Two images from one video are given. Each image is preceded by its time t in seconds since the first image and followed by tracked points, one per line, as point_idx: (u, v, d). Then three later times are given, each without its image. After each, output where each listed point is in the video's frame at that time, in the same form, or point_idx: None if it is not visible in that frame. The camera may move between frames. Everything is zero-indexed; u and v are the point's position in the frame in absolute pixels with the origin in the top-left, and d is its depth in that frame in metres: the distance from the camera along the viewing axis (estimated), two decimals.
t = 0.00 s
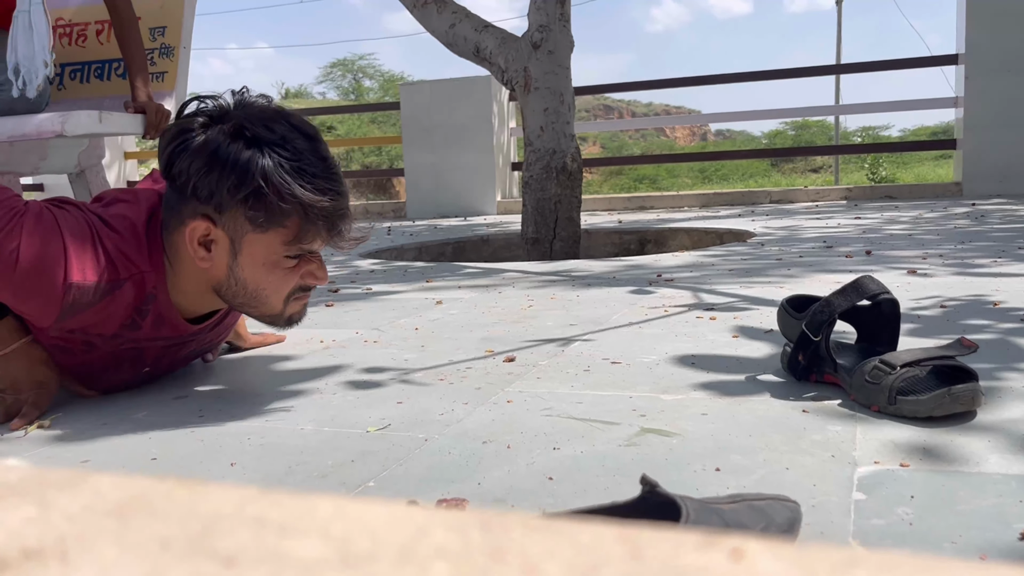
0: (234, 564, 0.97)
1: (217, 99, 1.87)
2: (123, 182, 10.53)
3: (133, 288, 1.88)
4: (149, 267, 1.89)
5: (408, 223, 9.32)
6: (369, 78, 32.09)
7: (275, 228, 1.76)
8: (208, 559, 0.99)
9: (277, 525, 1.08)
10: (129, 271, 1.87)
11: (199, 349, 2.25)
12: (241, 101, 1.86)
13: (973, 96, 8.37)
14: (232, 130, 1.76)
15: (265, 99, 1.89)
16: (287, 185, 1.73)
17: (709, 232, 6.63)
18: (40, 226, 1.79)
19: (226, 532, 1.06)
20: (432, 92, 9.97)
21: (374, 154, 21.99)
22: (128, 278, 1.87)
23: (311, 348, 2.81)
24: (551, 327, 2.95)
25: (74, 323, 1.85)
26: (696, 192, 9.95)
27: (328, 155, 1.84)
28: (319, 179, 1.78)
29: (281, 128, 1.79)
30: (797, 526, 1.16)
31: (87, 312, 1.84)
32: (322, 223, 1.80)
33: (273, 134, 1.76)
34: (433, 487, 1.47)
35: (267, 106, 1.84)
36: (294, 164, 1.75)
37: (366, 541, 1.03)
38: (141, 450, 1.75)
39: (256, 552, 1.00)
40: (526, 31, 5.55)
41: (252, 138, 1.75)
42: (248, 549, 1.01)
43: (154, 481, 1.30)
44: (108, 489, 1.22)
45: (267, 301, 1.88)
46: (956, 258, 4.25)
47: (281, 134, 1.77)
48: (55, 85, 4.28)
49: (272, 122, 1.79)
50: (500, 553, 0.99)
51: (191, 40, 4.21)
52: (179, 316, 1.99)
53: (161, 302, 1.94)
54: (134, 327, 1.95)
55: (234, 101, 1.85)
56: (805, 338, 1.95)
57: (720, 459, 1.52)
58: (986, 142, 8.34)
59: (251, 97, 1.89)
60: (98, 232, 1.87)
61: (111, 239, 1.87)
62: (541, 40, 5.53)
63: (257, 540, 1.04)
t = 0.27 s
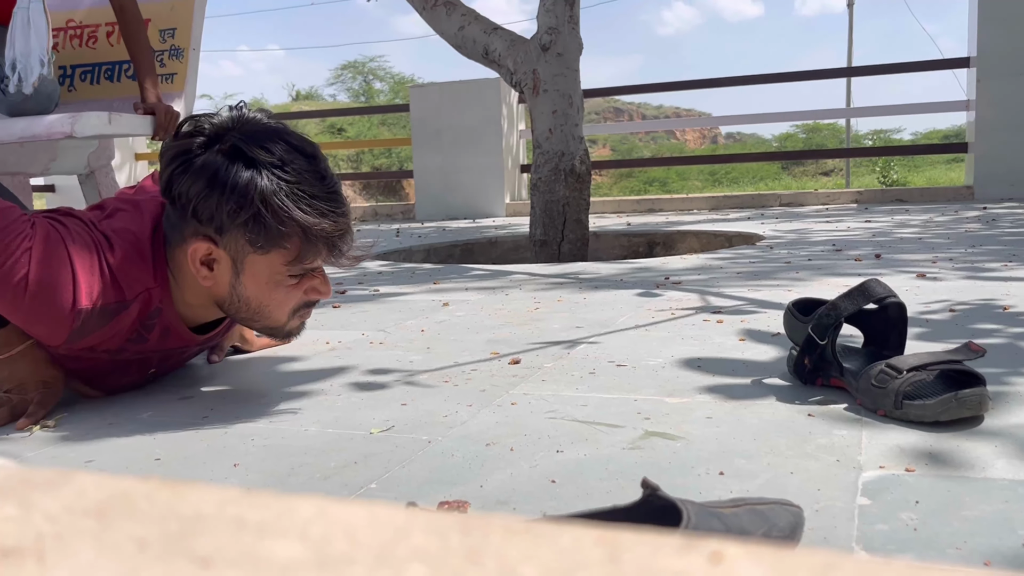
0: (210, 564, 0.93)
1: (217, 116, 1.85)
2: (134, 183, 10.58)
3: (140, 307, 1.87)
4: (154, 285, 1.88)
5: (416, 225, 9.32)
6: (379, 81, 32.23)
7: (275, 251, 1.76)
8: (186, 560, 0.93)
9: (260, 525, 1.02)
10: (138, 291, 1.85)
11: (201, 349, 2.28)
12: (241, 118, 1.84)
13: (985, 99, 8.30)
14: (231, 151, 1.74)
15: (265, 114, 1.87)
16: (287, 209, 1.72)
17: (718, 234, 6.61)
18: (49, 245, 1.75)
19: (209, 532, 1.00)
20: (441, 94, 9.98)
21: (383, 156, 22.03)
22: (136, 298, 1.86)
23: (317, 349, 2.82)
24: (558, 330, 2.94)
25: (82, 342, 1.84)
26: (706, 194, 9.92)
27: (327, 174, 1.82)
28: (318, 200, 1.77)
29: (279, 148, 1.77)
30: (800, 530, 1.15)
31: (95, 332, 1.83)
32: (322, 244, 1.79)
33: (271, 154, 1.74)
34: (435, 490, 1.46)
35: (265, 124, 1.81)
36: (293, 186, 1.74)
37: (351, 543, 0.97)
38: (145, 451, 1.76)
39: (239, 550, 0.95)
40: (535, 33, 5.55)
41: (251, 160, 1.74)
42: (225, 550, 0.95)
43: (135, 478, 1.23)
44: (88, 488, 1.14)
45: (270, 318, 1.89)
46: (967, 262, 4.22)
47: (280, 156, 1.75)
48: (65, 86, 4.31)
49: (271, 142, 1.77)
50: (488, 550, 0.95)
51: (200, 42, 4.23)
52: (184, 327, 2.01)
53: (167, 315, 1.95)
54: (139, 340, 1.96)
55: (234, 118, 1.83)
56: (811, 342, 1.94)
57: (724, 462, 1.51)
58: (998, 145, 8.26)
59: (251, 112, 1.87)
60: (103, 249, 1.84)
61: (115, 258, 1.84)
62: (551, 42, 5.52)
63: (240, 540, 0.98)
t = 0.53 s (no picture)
0: (235, 570, 0.87)
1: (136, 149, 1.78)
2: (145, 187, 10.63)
3: (132, 313, 1.83)
4: (145, 291, 1.83)
5: (425, 229, 9.33)
6: (388, 86, 32.34)
7: (247, 257, 1.71)
8: (208, 566, 0.88)
9: (285, 529, 0.96)
10: (128, 297, 1.81)
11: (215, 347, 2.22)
12: (157, 141, 1.76)
13: (996, 104, 8.26)
14: (161, 183, 1.69)
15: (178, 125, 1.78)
16: (234, 217, 1.66)
17: (728, 239, 6.58)
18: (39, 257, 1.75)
19: (231, 536, 0.95)
20: (450, 98, 10.00)
21: (392, 160, 22.08)
22: (126, 305, 1.82)
23: (328, 352, 2.82)
24: (568, 334, 2.94)
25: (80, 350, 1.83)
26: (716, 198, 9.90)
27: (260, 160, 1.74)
28: (261, 194, 1.70)
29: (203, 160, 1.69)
30: (814, 538, 1.14)
31: (88, 341, 1.82)
32: (286, 230, 1.72)
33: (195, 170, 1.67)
34: (447, 494, 1.46)
35: (181, 138, 1.73)
36: (230, 192, 1.67)
37: (377, 549, 0.90)
38: (157, 453, 1.76)
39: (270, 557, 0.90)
40: (545, 37, 5.55)
41: (181, 184, 1.68)
42: (252, 555, 0.90)
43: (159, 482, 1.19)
44: (109, 492, 1.10)
45: (285, 305, 1.86)
46: (979, 267, 4.19)
47: (205, 168, 1.68)
48: (77, 89, 4.33)
49: (190, 157, 1.69)
50: (517, 558, 0.89)
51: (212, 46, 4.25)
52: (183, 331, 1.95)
53: (164, 320, 1.90)
54: (139, 346, 1.93)
55: (151, 144, 1.76)
56: (824, 348, 1.93)
57: (737, 468, 1.50)
58: (1009, 150, 8.20)
59: (165, 129, 1.79)
60: (93, 256, 1.80)
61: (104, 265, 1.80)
62: (561, 46, 5.53)
63: (264, 544, 0.92)
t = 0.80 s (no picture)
0: (237, 571, 0.87)
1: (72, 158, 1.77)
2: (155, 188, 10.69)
3: (114, 312, 1.82)
4: (124, 288, 1.81)
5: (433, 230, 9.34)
6: (397, 88, 32.41)
7: (195, 252, 1.69)
8: (211, 566, 0.88)
9: (289, 532, 0.95)
10: (107, 299, 1.80)
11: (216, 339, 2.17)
12: (89, 146, 1.74)
13: (1007, 106, 8.21)
14: (97, 190, 1.68)
15: (110, 125, 1.75)
16: (171, 214, 1.64)
17: (736, 242, 6.56)
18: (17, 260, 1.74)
19: (234, 539, 0.94)
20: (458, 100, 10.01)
21: (400, 162, 22.12)
22: (107, 305, 1.80)
23: (335, 354, 2.82)
24: (575, 336, 2.93)
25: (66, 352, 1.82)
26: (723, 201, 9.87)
27: (193, 149, 1.70)
28: (196, 185, 1.67)
29: (132, 159, 1.67)
30: (821, 542, 1.14)
31: (75, 345, 1.81)
32: (228, 217, 1.69)
33: (126, 172, 1.65)
34: (452, 496, 1.46)
35: (111, 139, 1.71)
36: (163, 189, 1.65)
37: (379, 552, 0.90)
38: (164, 454, 1.77)
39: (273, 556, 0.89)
40: (553, 39, 5.55)
41: (116, 188, 1.67)
42: (252, 558, 0.89)
43: (167, 484, 1.19)
44: (115, 493, 1.10)
45: (257, 290, 1.84)
46: (989, 271, 4.17)
47: (135, 168, 1.66)
48: (87, 91, 4.36)
49: (120, 159, 1.67)
50: (521, 561, 0.87)
51: (221, 47, 4.27)
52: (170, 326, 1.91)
53: (149, 317, 1.87)
54: (128, 345, 1.91)
55: (84, 150, 1.74)
56: (832, 351, 1.92)
57: (743, 472, 1.50)
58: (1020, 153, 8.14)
59: (97, 131, 1.76)
60: (70, 257, 1.79)
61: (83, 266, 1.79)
62: (569, 48, 5.53)
63: (267, 547, 0.92)
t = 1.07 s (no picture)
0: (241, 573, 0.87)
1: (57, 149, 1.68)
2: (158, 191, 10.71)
3: (104, 306, 1.81)
4: (113, 284, 1.80)
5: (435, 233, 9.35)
6: (399, 92, 32.47)
7: (183, 253, 1.61)
8: (216, 569, 0.88)
9: (293, 534, 0.95)
10: (96, 293, 1.79)
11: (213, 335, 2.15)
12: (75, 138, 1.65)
13: (1009, 112, 8.20)
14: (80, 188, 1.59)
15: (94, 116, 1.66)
16: (156, 217, 1.56)
17: (738, 246, 6.57)
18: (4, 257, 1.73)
19: (238, 541, 0.94)
20: (460, 104, 10.02)
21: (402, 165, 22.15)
22: (97, 300, 1.80)
23: (337, 357, 2.83)
24: (577, 340, 2.94)
25: (60, 346, 1.83)
26: (726, 205, 9.87)
27: (179, 148, 1.61)
28: (183, 186, 1.58)
29: (115, 158, 1.57)
30: (823, 547, 1.14)
31: (69, 339, 1.82)
32: (216, 220, 1.60)
33: (109, 172, 1.56)
34: (454, 499, 1.46)
35: (94, 133, 1.61)
36: (148, 190, 1.57)
37: (383, 554, 0.89)
38: (167, 456, 1.77)
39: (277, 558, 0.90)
40: (556, 43, 5.57)
41: (100, 187, 1.58)
42: (256, 560, 0.89)
43: (171, 486, 1.20)
44: (119, 493, 1.11)
45: (248, 286, 1.77)
46: (991, 276, 4.16)
47: (119, 167, 1.57)
48: (91, 93, 4.38)
49: (103, 157, 1.58)
50: (524, 562, 0.86)
51: (224, 50, 4.28)
52: (163, 323, 1.89)
53: (140, 313, 1.85)
54: (121, 341, 1.91)
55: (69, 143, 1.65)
56: (834, 355, 1.92)
57: (745, 476, 1.50)
58: None
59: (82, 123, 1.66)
60: (60, 253, 1.77)
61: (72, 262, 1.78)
62: (572, 52, 5.54)
63: (271, 549, 0.92)
